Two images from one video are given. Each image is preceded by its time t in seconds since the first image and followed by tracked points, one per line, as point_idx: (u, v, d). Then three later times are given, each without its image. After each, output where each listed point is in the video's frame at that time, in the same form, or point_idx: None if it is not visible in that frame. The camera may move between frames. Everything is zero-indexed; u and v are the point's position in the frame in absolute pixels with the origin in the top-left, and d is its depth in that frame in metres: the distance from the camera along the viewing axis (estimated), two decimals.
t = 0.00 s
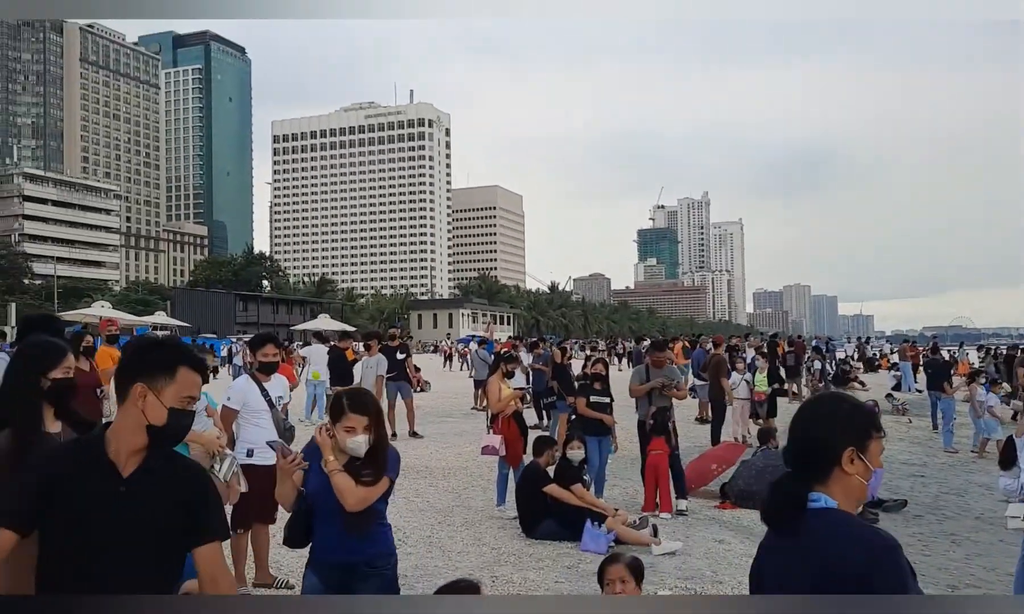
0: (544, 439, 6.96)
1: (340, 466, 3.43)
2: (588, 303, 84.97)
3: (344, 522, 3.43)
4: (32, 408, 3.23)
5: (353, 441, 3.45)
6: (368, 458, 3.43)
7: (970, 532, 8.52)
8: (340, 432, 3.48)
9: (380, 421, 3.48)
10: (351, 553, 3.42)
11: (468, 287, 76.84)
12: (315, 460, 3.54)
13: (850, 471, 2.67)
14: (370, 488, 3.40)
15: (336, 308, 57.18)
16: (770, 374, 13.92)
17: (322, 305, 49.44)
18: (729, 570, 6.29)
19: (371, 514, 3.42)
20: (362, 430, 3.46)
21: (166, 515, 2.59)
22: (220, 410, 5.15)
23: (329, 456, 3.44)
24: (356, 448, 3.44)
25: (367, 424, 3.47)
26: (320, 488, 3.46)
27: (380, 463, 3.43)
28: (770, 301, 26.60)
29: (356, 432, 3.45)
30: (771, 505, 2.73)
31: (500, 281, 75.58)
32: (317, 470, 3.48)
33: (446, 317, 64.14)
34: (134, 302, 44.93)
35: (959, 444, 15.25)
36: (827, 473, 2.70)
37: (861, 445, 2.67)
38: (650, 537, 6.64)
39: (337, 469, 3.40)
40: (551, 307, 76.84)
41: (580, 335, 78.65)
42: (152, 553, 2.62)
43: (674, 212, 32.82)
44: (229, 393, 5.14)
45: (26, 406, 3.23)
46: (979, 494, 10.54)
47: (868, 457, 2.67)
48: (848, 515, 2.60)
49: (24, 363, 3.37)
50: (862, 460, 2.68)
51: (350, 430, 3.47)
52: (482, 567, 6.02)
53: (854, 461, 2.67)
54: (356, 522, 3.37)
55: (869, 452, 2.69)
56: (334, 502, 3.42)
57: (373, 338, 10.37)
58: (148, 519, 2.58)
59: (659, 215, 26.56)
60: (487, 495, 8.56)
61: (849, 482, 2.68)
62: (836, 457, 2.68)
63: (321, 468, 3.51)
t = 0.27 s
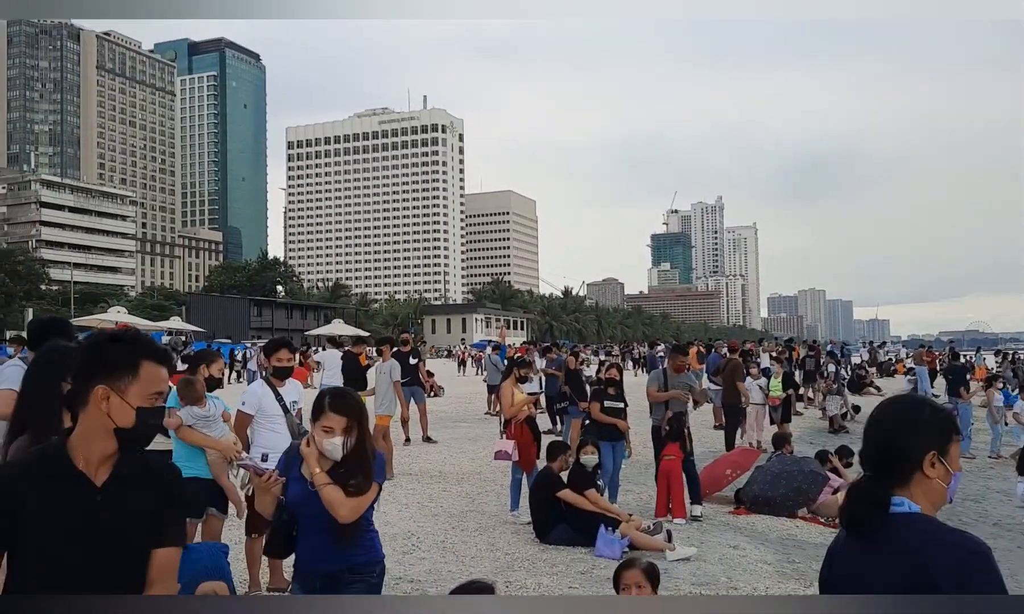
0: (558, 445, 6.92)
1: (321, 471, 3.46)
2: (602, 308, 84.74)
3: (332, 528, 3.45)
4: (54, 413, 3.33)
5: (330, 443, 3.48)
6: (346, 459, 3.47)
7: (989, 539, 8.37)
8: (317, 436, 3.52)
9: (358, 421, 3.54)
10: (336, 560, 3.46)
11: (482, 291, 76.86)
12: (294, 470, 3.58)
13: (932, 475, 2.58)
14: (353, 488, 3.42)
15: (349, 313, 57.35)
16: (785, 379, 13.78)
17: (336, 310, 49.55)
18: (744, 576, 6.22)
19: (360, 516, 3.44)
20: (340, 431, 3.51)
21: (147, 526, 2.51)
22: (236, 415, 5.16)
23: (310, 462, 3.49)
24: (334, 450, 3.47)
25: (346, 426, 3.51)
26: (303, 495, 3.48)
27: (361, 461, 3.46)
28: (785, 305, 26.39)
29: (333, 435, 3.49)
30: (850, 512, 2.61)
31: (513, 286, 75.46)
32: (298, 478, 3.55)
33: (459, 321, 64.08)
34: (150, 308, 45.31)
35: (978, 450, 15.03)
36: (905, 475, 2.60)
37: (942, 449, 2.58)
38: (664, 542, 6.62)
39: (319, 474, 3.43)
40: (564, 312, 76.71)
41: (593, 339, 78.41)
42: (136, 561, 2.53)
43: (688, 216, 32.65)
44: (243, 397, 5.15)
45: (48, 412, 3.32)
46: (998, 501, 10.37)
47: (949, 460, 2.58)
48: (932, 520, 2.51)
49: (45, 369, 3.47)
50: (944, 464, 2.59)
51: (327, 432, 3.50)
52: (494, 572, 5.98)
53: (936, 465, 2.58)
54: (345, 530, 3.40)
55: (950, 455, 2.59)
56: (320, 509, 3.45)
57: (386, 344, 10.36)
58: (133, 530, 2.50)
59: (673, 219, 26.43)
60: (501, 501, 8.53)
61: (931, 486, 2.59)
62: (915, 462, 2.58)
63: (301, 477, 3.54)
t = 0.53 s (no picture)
0: (567, 449, 6.91)
1: (310, 488, 3.19)
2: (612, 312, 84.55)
3: (316, 548, 3.24)
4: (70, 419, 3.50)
5: (324, 459, 3.19)
6: (339, 478, 3.20)
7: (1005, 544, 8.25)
8: (310, 450, 3.24)
9: (356, 438, 3.26)
10: (322, 582, 3.25)
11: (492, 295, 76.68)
12: (279, 483, 3.28)
13: (1001, 486, 2.63)
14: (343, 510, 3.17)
15: (360, 316, 57.40)
16: (797, 383, 13.68)
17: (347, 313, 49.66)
18: (755, 580, 6.17)
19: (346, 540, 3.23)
20: (337, 447, 3.22)
21: (62, 542, 2.62)
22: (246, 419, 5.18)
23: (299, 478, 3.20)
24: (328, 468, 3.19)
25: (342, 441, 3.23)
26: (289, 515, 3.22)
27: (355, 482, 3.21)
28: (796, 309, 26.25)
29: (327, 451, 3.20)
30: (916, 519, 2.64)
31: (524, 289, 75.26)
32: (286, 497, 3.26)
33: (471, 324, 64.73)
34: (161, 312, 45.55)
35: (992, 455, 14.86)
36: (974, 486, 2.64)
37: (1011, 461, 2.64)
38: (676, 546, 6.55)
39: (308, 493, 3.16)
40: (575, 315, 76.35)
41: (603, 343, 78.28)
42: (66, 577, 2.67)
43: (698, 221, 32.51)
44: (254, 401, 5.15)
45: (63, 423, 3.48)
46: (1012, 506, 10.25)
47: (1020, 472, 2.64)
48: (999, 531, 2.55)
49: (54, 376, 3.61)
50: (1015, 475, 2.64)
51: (321, 446, 3.22)
52: (505, 575, 5.95)
53: (1006, 476, 2.63)
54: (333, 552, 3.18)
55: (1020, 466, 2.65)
56: (306, 529, 3.22)
57: (397, 348, 10.29)
58: (46, 552, 2.64)
59: (683, 223, 26.34)
60: (512, 504, 8.51)
61: (998, 496, 2.64)
62: (983, 472, 2.63)
63: (287, 493, 3.25)
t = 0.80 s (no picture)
0: (573, 452, 6.89)
1: (295, 491, 2.68)
2: (618, 315, 84.54)
3: (294, 563, 2.72)
4: (95, 422, 3.26)
5: (318, 459, 2.69)
6: (332, 483, 2.72)
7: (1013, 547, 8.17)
8: (303, 445, 2.74)
9: (353, 441, 2.80)
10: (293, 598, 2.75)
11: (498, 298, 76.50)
12: (259, 482, 2.75)
13: None
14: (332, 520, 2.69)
15: (365, 320, 57.36)
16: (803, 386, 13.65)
17: (352, 317, 49.66)
18: (761, 584, 6.13)
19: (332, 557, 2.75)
20: (332, 445, 2.74)
21: None
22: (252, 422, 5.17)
23: (286, 478, 2.69)
24: (322, 470, 2.70)
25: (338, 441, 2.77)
26: (270, 519, 2.68)
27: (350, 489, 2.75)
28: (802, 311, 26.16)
29: (321, 449, 2.72)
30: (986, 542, 2.99)
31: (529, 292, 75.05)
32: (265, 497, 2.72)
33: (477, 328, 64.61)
34: (167, 316, 45.59)
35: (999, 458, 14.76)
36: None
37: None
38: (681, 550, 6.56)
39: (294, 496, 2.66)
40: (581, 319, 76.09)
41: (610, 346, 78.08)
42: None
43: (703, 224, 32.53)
44: (260, 405, 5.15)
45: (88, 426, 3.24)
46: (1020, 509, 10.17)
47: None
48: None
49: (77, 375, 3.35)
50: None
51: (313, 444, 2.73)
52: (510, 579, 5.92)
53: None
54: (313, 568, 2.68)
55: None
56: (287, 537, 2.69)
57: (402, 351, 10.21)
58: None
59: (688, 227, 26.36)
60: (518, 508, 8.48)
61: None
62: None
63: (269, 494, 2.72)
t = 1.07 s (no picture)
0: (575, 455, 6.88)
1: (265, 511, 2.54)
2: (620, 316, 84.40)
3: (268, 582, 2.60)
4: (116, 422, 3.19)
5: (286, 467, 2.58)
6: (300, 497, 2.60)
7: (1012, 549, 8.14)
8: (267, 456, 2.62)
9: (322, 449, 2.70)
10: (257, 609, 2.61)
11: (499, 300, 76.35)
12: (222, 502, 2.63)
13: None
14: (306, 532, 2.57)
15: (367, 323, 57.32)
16: (805, 389, 13.62)
17: (353, 320, 49.62)
18: (762, 586, 6.11)
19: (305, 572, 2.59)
20: (299, 454, 2.62)
21: None
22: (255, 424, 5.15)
23: (254, 497, 2.55)
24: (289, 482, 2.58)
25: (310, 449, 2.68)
26: (235, 539, 2.53)
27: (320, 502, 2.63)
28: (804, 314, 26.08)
29: (289, 459, 2.61)
30: None
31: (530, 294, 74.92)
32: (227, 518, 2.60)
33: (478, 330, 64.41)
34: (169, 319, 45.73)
35: (1000, 459, 14.70)
36: None
37: None
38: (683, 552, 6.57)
39: (264, 516, 2.52)
40: (583, 321, 75.90)
41: (611, 348, 77.91)
42: None
43: (704, 225, 32.47)
44: (263, 406, 5.14)
45: (114, 425, 3.18)
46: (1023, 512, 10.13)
47: None
48: None
49: (101, 380, 3.33)
50: None
51: (280, 453, 2.61)
52: (511, 581, 5.91)
53: None
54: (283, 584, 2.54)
55: None
56: (254, 555, 2.55)
57: (403, 354, 10.13)
58: None
59: (689, 228, 26.32)
60: (518, 511, 8.48)
61: None
62: None
63: (232, 515, 2.59)
